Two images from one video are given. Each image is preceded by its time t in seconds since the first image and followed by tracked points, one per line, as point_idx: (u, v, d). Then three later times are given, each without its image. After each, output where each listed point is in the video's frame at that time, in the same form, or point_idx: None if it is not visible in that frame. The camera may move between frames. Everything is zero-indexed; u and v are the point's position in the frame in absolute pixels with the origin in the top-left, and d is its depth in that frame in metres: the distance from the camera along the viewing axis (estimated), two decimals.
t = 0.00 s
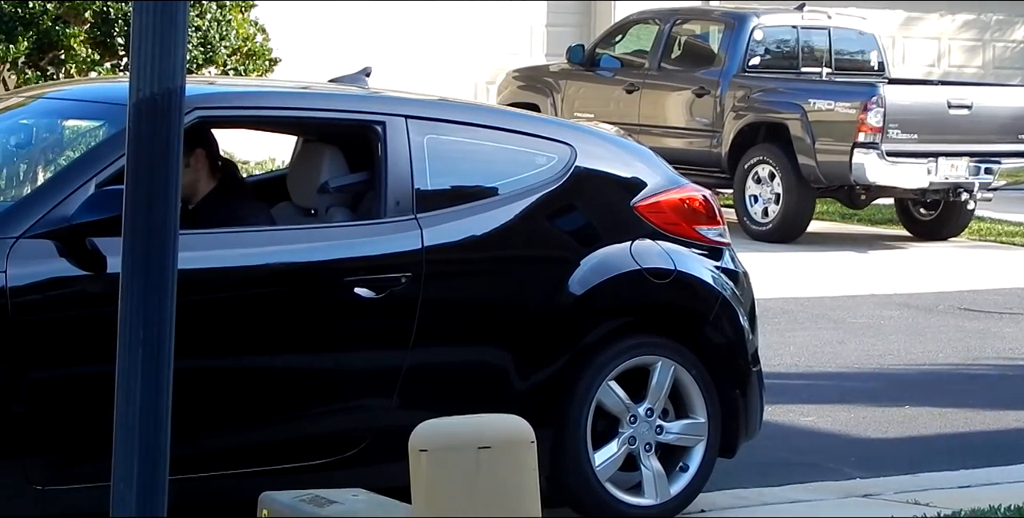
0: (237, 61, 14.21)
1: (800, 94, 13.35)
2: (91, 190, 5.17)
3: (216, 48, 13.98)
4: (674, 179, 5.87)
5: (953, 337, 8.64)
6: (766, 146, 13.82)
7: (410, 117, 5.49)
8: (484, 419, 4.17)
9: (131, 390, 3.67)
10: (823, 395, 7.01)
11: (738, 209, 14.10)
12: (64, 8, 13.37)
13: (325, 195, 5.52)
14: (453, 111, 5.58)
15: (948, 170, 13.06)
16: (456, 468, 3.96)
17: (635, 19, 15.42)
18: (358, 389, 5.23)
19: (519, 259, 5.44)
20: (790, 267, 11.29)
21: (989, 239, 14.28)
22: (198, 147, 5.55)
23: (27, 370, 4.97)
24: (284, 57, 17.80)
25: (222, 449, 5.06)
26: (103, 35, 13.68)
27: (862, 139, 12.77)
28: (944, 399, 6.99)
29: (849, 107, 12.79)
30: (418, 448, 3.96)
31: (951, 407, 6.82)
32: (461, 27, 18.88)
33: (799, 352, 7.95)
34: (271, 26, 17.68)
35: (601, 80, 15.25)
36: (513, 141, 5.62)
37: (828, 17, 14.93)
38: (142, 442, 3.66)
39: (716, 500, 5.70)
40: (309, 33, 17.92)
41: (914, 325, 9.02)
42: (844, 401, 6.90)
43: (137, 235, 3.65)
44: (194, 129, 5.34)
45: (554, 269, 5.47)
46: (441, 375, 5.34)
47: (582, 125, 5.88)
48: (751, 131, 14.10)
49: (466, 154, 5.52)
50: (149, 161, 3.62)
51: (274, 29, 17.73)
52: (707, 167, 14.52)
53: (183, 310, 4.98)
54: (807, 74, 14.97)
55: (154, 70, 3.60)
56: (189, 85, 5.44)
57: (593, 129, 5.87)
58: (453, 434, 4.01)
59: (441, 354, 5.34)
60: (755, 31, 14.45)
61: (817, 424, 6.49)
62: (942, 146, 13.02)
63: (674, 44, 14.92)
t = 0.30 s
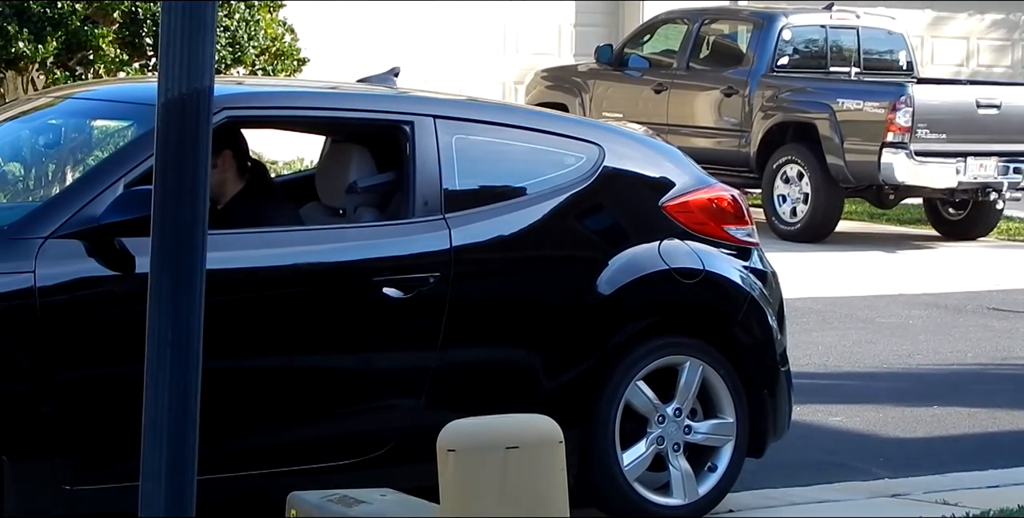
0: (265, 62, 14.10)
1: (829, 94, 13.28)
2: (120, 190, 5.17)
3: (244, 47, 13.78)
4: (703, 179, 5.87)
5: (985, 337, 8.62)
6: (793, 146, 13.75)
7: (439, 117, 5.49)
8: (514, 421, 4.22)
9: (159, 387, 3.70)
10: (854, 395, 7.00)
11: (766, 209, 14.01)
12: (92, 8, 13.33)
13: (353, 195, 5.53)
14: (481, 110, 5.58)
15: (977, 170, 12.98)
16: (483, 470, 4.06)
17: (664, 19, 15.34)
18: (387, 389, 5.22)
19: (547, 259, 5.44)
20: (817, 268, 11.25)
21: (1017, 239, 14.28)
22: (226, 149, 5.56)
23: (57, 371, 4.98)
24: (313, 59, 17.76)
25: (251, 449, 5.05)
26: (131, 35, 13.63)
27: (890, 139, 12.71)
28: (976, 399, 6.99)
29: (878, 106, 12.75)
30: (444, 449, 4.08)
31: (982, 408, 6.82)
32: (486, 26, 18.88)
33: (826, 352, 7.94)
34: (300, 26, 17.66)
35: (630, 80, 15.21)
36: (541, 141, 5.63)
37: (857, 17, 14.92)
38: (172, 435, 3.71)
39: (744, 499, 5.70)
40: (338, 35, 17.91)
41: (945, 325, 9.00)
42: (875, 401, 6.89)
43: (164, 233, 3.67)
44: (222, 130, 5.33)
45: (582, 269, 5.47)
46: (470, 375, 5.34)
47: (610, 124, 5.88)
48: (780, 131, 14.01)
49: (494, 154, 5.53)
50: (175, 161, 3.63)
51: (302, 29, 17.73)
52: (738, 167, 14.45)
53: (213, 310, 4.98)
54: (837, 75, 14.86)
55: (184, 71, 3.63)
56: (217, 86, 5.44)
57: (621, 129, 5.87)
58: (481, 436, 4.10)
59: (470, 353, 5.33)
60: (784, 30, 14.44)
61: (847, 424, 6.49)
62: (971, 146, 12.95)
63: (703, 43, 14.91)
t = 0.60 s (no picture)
0: (280, 61, 14.12)
1: (845, 94, 13.24)
2: (135, 190, 5.16)
3: (260, 47, 13.85)
4: (718, 179, 5.86)
5: (1001, 337, 8.61)
6: (807, 145, 13.73)
7: (454, 116, 5.49)
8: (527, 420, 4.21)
9: (176, 384, 3.72)
10: (870, 395, 6.99)
11: (783, 209, 13.97)
12: (107, 8, 13.31)
13: (369, 194, 5.52)
14: (497, 110, 5.59)
15: (993, 170, 12.94)
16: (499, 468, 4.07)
17: (679, 18, 15.39)
18: (402, 388, 5.21)
19: (562, 258, 5.43)
20: (832, 267, 11.23)
21: None
22: (249, 147, 5.54)
23: (72, 370, 4.98)
24: (329, 58, 17.81)
25: (269, 449, 5.04)
26: (147, 34, 13.56)
27: (906, 138, 12.68)
28: (994, 399, 6.98)
29: (892, 106, 12.71)
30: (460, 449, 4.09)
31: (998, 408, 6.82)
32: (501, 26, 18.87)
33: (841, 352, 7.93)
34: (315, 25, 17.69)
35: (646, 79, 15.18)
36: (556, 141, 5.63)
37: (871, 16, 14.93)
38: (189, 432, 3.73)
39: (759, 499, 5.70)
40: (353, 36, 17.93)
41: (962, 325, 9.00)
42: (892, 401, 6.89)
43: (180, 231, 3.69)
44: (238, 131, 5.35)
45: (597, 269, 5.46)
46: (485, 374, 5.32)
47: (625, 123, 5.89)
48: (796, 131, 13.98)
49: (509, 153, 5.53)
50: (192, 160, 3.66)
51: (318, 29, 17.75)
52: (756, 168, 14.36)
53: (229, 309, 4.97)
54: (852, 73, 14.90)
55: (200, 71, 3.67)
56: (233, 85, 5.44)
57: (637, 128, 5.87)
58: (495, 434, 4.12)
59: (486, 352, 5.32)
60: (800, 30, 14.41)
61: (862, 424, 6.48)
62: (986, 145, 12.93)
63: (718, 43, 14.88)
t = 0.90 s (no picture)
0: (298, 61, 14.07)
1: (863, 94, 13.22)
2: (153, 190, 5.15)
3: (278, 47, 13.79)
4: (736, 179, 5.86)
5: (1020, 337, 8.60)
6: (826, 145, 13.68)
7: (471, 116, 5.49)
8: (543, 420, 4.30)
9: (193, 381, 3.76)
10: (889, 394, 6.99)
11: (800, 208, 13.94)
12: (126, 8, 13.28)
13: (387, 194, 5.51)
14: (515, 109, 5.59)
15: (1011, 170, 12.94)
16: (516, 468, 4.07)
17: (697, 18, 15.36)
18: (419, 388, 5.20)
19: (578, 258, 5.42)
20: (848, 267, 11.22)
21: None
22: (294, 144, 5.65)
23: (88, 369, 4.97)
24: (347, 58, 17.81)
25: (286, 448, 5.04)
26: (165, 34, 13.55)
27: (924, 138, 12.66)
28: (1015, 400, 6.97)
29: (912, 106, 12.68)
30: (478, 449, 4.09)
31: (1018, 408, 6.81)
32: (517, 27, 18.87)
33: (860, 351, 7.93)
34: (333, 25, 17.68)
35: (663, 79, 15.16)
36: (573, 140, 5.63)
37: (890, 16, 14.92)
38: (207, 431, 3.76)
39: (778, 499, 5.69)
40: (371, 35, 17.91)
41: (980, 325, 8.99)
42: (909, 400, 6.89)
43: (198, 229, 3.73)
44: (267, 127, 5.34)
45: (615, 269, 5.46)
46: (503, 373, 5.31)
47: (642, 123, 5.89)
48: (814, 130, 13.93)
49: (526, 153, 5.52)
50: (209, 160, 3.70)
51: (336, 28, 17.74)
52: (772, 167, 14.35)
53: (247, 308, 4.97)
54: (870, 73, 14.90)
55: (217, 70, 3.70)
56: (251, 84, 5.45)
57: (654, 128, 5.87)
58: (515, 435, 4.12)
59: (504, 352, 5.31)
60: (817, 29, 14.39)
61: (881, 424, 6.49)
62: (1004, 145, 12.91)
63: (735, 43, 14.85)
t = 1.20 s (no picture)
0: (316, 60, 14.06)
1: (880, 93, 13.17)
2: (175, 189, 5.14)
3: (295, 47, 13.80)
4: (754, 178, 5.87)
5: None
6: (847, 145, 13.57)
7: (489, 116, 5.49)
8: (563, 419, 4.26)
9: (211, 382, 3.74)
10: (907, 394, 6.99)
11: (817, 208, 13.88)
12: (143, 8, 13.27)
13: (404, 194, 5.50)
14: (533, 109, 5.60)
15: None
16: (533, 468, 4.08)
17: (715, 17, 15.24)
18: (439, 388, 5.19)
19: (595, 257, 5.41)
20: (864, 267, 11.20)
21: None
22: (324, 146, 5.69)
23: (105, 369, 4.96)
24: (364, 56, 17.82)
25: (305, 449, 5.02)
26: (183, 33, 13.55)
27: (942, 137, 12.63)
28: None
29: (930, 105, 12.64)
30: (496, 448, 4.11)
31: None
32: (533, 26, 18.84)
33: (878, 351, 7.92)
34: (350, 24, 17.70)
35: (681, 79, 15.00)
36: (592, 140, 5.64)
37: (907, 16, 14.81)
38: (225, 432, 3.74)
39: (796, 499, 5.70)
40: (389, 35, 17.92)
41: (999, 324, 9.00)
42: (928, 400, 6.89)
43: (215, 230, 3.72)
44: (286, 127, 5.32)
45: (633, 268, 5.45)
46: (522, 373, 5.30)
47: (660, 122, 5.89)
48: (832, 129, 13.86)
49: (544, 152, 5.53)
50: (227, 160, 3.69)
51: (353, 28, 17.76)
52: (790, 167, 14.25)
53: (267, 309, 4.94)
54: (889, 72, 14.74)
55: (236, 70, 3.70)
56: (269, 84, 5.46)
57: (672, 127, 5.87)
58: (533, 435, 4.14)
59: (523, 352, 5.30)
60: (835, 29, 14.26)
61: (898, 423, 6.50)
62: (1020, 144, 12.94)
63: (754, 42, 14.71)
